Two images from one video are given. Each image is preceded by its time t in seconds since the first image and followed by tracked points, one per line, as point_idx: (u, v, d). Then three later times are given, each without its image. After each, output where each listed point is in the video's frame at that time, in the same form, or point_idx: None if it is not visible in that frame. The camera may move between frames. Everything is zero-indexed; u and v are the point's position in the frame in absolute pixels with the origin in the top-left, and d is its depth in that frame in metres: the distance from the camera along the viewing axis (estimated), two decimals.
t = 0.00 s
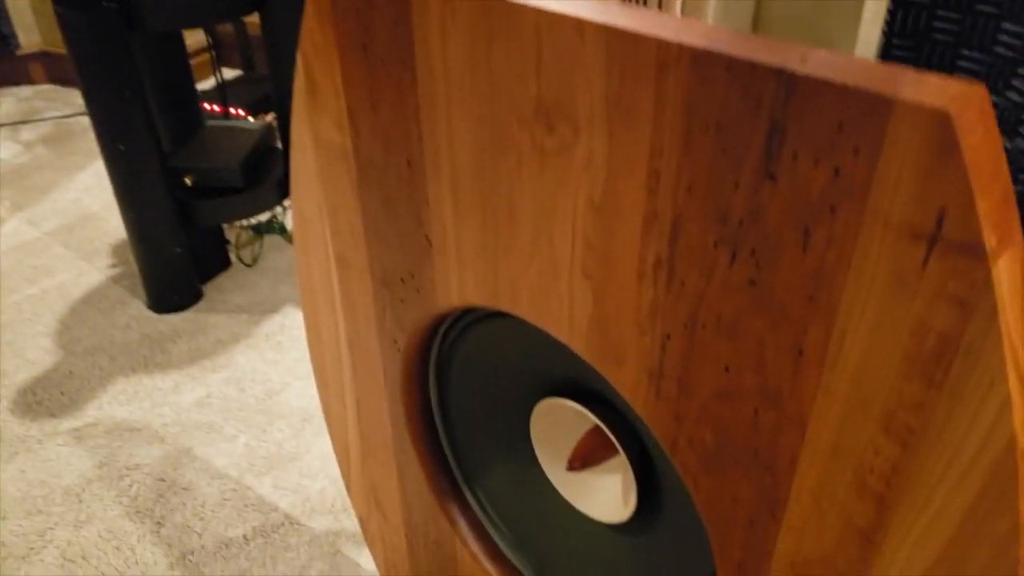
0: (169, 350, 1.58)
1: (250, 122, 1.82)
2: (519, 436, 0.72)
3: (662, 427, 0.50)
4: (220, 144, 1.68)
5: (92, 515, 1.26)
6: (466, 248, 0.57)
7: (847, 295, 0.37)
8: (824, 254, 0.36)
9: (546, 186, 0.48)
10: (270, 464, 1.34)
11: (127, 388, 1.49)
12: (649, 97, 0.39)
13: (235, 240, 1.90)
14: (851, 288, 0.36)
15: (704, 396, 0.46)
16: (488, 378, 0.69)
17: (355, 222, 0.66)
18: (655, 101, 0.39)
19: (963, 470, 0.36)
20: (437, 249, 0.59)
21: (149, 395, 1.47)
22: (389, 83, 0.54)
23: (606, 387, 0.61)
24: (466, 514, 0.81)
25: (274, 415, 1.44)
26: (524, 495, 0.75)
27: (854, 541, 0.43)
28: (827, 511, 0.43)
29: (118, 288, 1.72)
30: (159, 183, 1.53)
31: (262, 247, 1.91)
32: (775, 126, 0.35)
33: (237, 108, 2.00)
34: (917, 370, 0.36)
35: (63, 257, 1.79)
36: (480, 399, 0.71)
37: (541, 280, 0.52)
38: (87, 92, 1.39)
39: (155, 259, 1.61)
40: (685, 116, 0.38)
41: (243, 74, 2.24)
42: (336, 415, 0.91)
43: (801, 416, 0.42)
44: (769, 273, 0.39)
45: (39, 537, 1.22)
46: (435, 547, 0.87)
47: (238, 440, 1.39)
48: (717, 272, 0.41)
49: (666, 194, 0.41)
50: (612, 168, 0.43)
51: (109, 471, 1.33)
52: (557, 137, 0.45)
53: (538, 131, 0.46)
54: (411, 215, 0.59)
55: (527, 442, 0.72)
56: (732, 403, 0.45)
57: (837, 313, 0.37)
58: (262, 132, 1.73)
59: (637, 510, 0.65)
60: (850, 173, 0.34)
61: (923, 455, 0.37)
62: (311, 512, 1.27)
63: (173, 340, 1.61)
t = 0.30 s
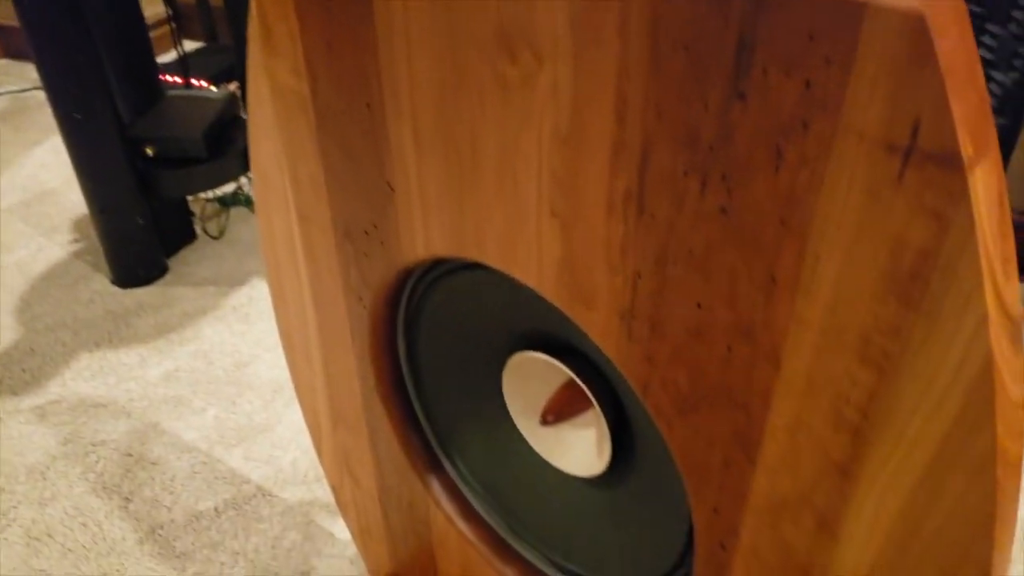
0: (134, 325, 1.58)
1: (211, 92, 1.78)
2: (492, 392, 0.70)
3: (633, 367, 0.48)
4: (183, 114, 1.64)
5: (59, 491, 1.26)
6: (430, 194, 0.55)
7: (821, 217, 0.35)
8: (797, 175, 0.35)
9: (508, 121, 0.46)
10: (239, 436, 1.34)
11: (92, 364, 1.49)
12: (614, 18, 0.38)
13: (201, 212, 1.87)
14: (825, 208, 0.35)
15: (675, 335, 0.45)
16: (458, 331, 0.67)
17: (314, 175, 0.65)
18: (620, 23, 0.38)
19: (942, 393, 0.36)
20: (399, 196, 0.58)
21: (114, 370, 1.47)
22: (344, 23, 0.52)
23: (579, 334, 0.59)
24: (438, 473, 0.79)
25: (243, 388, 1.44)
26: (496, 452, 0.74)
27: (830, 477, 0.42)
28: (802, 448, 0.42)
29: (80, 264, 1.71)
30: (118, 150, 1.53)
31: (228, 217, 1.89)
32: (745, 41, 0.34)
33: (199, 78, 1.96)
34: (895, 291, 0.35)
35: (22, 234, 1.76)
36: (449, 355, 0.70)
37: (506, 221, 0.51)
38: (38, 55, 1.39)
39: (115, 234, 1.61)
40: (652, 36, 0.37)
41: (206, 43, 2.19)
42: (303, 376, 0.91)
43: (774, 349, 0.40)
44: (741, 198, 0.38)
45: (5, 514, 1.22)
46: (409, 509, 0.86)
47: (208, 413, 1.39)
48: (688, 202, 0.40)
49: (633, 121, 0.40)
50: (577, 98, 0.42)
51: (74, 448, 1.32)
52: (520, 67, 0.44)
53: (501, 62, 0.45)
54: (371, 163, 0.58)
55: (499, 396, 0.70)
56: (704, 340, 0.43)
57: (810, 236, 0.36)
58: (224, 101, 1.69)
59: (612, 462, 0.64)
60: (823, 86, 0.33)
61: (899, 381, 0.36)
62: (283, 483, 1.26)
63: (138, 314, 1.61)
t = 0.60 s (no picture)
0: (98, 308, 1.55)
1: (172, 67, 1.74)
2: (471, 355, 0.69)
3: (611, 319, 0.47)
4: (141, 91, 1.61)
5: (23, 478, 1.23)
6: (396, 145, 0.54)
7: (802, 148, 0.34)
8: (777, 104, 0.34)
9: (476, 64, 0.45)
10: (210, 417, 1.32)
11: (55, 349, 1.46)
12: None
13: (166, 192, 1.83)
14: (806, 139, 0.34)
15: (653, 283, 0.44)
16: (431, 293, 0.65)
17: (276, 134, 0.63)
18: None
19: (929, 329, 0.34)
20: (363, 149, 0.57)
21: (79, 355, 1.45)
22: None
23: (555, 292, 0.58)
24: (414, 444, 0.78)
25: (213, 368, 1.42)
26: (474, 418, 0.73)
27: (816, 424, 0.40)
28: (786, 395, 0.41)
29: (39, 248, 1.67)
30: (77, 130, 1.48)
31: (193, 198, 1.85)
32: None
33: (160, 56, 1.91)
34: (879, 224, 0.33)
35: None
36: (421, 318, 0.68)
37: (478, 172, 0.49)
38: None
39: (75, 213, 1.56)
40: None
41: (167, 21, 2.14)
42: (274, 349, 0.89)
43: (756, 292, 0.39)
44: (720, 133, 0.36)
45: None
46: (385, 483, 0.84)
47: (177, 395, 1.37)
48: (663, 140, 0.38)
49: (607, 56, 0.38)
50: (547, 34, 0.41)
51: (37, 434, 1.30)
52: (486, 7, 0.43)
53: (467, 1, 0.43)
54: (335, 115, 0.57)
55: (475, 360, 0.69)
56: (684, 286, 0.42)
57: (792, 170, 0.35)
58: (184, 77, 1.66)
59: (591, 424, 0.63)
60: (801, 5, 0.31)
61: (884, 319, 0.35)
62: (257, 464, 1.24)
63: (101, 298, 1.58)
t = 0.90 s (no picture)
0: (66, 288, 1.52)
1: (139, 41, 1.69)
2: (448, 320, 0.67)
3: (588, 271, 0.45)
4: (107, 64, 1.56)
5: None
6: (364, 97, 0.52)
7: (789, 78, 0.32)
8: (762, 30, 0.32)
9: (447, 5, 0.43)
10: (183, 395, 1.30)
11: (23, 329, 1.43)
12: None
13: (135, 170, 1.79)
14: (792, 66, 0.32)
15: (632, 231, 0.42)
16: (403, 254, 0.63)
17: (242, 90, 0.61)
18: None
19: (919, 266, 0.33)
20: (331, 103, 0.55)
21: (47, 335, 1.42)
22: None
23: (532, 250, 0.56)
24: (390, 413, 0.76)
25: (185, 346, 1.39)
26: (451, 385, 0.71)
27: (802, 371, 0.39)
28: (771, 341, 0.39)
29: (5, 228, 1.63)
30: (40, 104, 1.44)
31: (163, 176, 1.81)
32: None
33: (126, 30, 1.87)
34: (869, 155, 0.32)
35: None
36: (393, 283, 0.66)
37: (449, 120, 0.47)
38: None
39: (42, 191, 1.52)
40: None
41: None
42: (246, 321, 0.87)
43: (739, 234, 0.38)
44: (702, 65, 0.35)
45: None
46: (361, 454, 0.83)
47: (150, 373, 1.34)
48: (643, 76, 0.37)
49: None
50: None
51: (5, 415, 1.27)
52: None
53: None
54: (303, 68, 0.55)
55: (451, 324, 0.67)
56: (664, 231, 0.40)
57: (778, 101, 0.33)
58: (152, 50, 1.61)
59: (569, 387, 0.61)
60: None
61: (873, 257, 0.34)
62: (232, 441, 1.21)
63: (70, 277, 1.54)
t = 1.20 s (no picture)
0: (47, 267, 1.49)
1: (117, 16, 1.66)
2: (434, 290, 0.65)
3: (579, 232, 0.43)
4: (85, 39, 1.53)
5: None
6: (345, 54, 0.50)
7: (792, 16, 0.31)
8: None
9: None
10: (166, 374, 1.27)
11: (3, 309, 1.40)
12: None
13: (117, 149, 1.76)
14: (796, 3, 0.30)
15: (625, 188, 0.40)
16: (387, 220, 0.61)
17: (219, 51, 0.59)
18: None
19: (929, 214, 0.31)
20: (311, 62, 0.53)
21: (28, 315, 1.39)
22: None
23: (520, 213, 0.54)
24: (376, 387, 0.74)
25: (168, 325, 1.37)
26: (437, 356, 0.69)
27: (804, 330, 0.37)
28: (771, 299, 0.38)
29: None
30: (16, 79, 1.41)
31: (145, 154, 1.78)
32: None
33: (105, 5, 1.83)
34: (877, 97, 0.30)
35: None
36: (379, 251, 0.64)
37: (433, 75, 0.45)
38: None
39: (20, 168, 1.49)
40: None
41: None
42: (228, 296, 0.85)
43: (738, 186, 0.36)
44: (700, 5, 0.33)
45: None
46: (347, 430, 0.81)
47: (132, 353, 1.32)
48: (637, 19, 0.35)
49: None
50: None
51: None
52: None
53: None
54: (280, 25, 0.53)
55: (437, 293, 0.65)
56: (659, 186, 0.39)
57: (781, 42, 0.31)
58: (130, 24, 1.58)
59: (559, 358, 0.59)
60: None
61: (879, 206, 0.32)
62: (217, 420, 1.20)
63: (50, 256, 1.52)
